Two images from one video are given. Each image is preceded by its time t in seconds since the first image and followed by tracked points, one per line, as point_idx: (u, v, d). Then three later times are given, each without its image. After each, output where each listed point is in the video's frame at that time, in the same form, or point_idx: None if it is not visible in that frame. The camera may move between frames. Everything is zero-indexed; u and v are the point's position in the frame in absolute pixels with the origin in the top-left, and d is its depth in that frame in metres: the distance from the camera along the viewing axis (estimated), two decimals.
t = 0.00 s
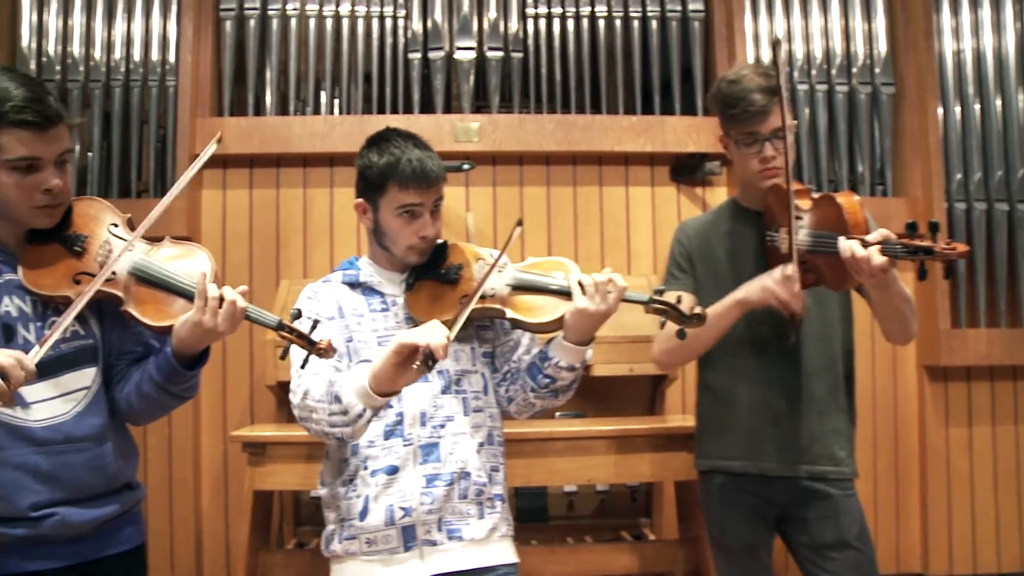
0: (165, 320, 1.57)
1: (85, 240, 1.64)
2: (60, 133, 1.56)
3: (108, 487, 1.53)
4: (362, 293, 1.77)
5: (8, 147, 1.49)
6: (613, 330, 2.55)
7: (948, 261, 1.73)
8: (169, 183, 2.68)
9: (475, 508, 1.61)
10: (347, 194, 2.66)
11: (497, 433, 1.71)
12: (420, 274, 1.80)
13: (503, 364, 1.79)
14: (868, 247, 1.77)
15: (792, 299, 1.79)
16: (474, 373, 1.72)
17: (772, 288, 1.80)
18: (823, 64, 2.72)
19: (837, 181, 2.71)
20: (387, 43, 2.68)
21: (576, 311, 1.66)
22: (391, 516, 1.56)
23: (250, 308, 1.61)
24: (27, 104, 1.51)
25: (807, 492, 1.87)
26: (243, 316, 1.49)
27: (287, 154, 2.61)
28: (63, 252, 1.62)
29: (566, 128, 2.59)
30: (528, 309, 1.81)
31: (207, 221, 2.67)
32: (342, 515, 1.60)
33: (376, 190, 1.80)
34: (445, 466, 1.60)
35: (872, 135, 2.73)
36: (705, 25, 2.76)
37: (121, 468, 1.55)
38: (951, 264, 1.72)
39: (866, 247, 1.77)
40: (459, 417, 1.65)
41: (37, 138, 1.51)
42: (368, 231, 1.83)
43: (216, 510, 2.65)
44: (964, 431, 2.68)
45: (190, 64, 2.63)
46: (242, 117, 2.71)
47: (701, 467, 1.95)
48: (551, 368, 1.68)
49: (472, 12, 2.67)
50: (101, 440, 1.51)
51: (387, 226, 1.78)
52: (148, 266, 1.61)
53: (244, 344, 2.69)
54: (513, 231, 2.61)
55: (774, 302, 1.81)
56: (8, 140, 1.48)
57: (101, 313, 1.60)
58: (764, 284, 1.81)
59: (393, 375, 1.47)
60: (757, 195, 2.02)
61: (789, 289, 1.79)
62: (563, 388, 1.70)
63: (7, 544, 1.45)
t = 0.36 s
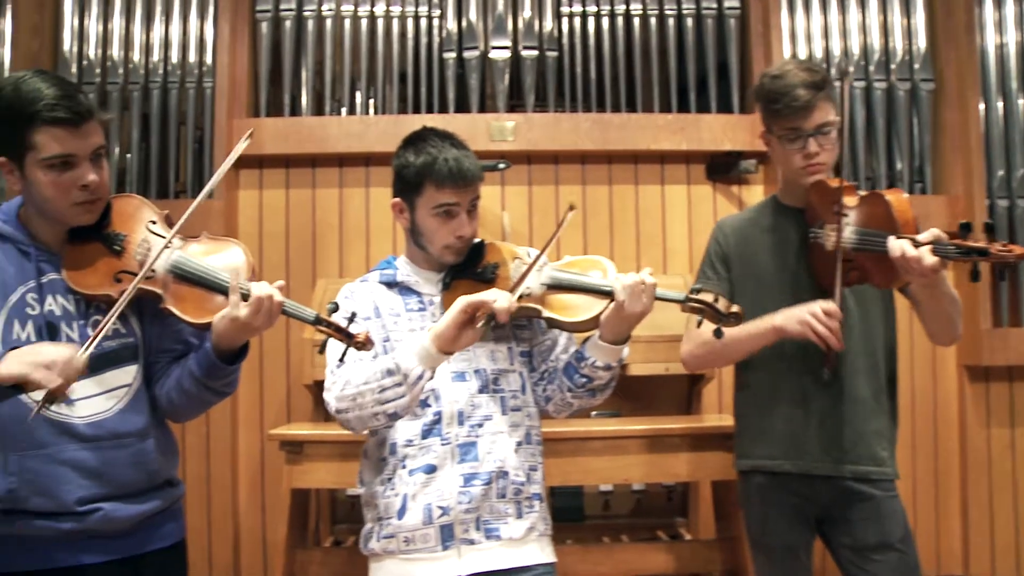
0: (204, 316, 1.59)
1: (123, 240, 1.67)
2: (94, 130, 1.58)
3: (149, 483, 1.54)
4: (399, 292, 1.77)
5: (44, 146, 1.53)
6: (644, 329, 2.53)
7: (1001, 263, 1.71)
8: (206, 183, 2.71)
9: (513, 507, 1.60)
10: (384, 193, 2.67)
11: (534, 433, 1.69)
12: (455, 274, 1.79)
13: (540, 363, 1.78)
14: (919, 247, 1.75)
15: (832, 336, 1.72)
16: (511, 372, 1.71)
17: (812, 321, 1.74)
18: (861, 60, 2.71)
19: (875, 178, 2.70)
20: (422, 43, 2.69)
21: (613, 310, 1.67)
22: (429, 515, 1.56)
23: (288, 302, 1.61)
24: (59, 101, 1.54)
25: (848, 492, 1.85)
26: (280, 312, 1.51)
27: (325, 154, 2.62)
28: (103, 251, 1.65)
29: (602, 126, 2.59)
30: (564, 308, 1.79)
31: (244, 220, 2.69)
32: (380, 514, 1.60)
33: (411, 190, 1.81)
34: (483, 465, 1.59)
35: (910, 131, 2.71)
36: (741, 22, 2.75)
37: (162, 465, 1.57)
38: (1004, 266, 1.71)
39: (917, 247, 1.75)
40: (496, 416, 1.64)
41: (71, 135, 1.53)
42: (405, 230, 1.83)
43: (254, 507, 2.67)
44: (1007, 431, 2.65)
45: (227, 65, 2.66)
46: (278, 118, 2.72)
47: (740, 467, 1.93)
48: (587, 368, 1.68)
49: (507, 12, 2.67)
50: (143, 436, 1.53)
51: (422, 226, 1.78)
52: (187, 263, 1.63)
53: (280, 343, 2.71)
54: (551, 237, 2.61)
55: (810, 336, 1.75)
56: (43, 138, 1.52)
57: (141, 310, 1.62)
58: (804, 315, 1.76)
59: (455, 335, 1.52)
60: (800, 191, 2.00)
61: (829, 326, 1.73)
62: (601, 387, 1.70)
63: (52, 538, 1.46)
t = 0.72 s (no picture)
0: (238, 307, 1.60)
1: (161, 232, 1.68)
2: (131, 125, 1.60)
3: (186, 472, 1.55)
4: (435, 283, 1.77)
5: (83, 142, 1.56)
6: (679, 318, 2.51)
7: None
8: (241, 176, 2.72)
9: (551, 497, 1.59)
10: (418, 184, 2.67)
11: (572, 422, 1.68)
12: (493, 263, 1.78)
13: (578, 352, 1.77)
14: (967, 237, 1.72)
15: (861, 427, 1.72)
16: (547, 362, 1.70)
17: (844, 411, 1.74)
18: (900, 45, 2.67)
19: (914, 165, 2.66)
20: (456, 33, 2.68)
21: (648, 297, 1.64)
22: (466, 505, 1.55)
23: (322, 292, 1.63)
24: (97, 98, 1.57)
25: (888, 484, 1.81)
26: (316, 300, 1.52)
27: (360, 145, 2.63)
28: (141, 244, 1.66)
29: (636, 115, 2.59)
30: (600, 296, 1.78)
31: (279, 212, 2.71)
32: (417, 505, 1.60)
33: (447, 178, 1.80)
34: (521, 455, 1.59)
35: (950, 117, 2.67)
36: (776, 9, 2.73)
37: (199, 455, 1.58)
38: None
39: (965, 237, 1.72)
40: (534, 406, 1.63)
41: (108, 130, 1.56)
42: (441, 220, 1.82)
43: (290, 497, 2.69)
44: None
45: (261, 57, 2.67)
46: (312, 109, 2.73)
47: (779, 459, 1.91)
48: (625, 357, 1.66)
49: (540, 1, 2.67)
50: (179, 426, 1.53)
51: (459, 214, 1.77)
52: (222, 253, 1.63)
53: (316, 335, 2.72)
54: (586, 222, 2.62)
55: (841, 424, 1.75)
56: (82, 134, 1.55)
57: (179, 301, 1.62)
58: (839, 400, 1.75)
59: (486, 326, 1.51)
60: (842, 177, 1.96)
61: (861, 417, 1.72)
62: (639, 375, 1.68)
63: (93, 527, 1.49)
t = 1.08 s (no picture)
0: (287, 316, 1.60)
1: (208, 240, 1.70)
2: (181, 135, 1.62)
3: (233, 479, 1.55)
4: (482, 291, 1.75)
5: (134, 152, 1.57)
6: (729, 326, 2.50)
7: None
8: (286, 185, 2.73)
9: (599, 508, 1.56)
10: (463, 193, 2.68)
11: (620, 432, 1.64)
12: (540, 271, 1.77)
13: (626, 360, 1.72)
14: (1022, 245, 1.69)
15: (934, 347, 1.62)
16: (595, 371, 1.65)
17: (912, 333, 1.63)
18: (949, 49, 2.63)
19: (966, 170, 2.61)
20: (499, 41, 2.70)
21: (696, 305, 1.60)
22: (514, 516, 1.52)
23: (367, 301, 1.63)
24: (148, 108, 1.59)
25: (944, 496, 1.76)
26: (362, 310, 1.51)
27: (404, 153, 2.64)
28: (189, 252, 1.68)
29: (681, 122, 2.58)
30: (648, 304, 1.76)
31: (324, 220, 2.72)
32: (464, 515, 1.57)
33: (492, 186, 1.76)
34: (568, 465, 1.55)
35: (1004, 120, 2.61)
36: (822, 14, 2.70)
37: (247, 462, 1.58)
38: None
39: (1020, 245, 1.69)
40: (581, 415, 1.60)
41: (158, 141, 1.58)
42: (487, 228, 1.80)
43: (333, 504, 2.69)
44: None
45: (306, 68, 2.70)
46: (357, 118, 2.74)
47: (830, 470, 1.85)
48: (673, 365, 1.62)
49: (583, 8, 2.67)
50: (228, 434, 1.54)
51: (504, 223, 1.73)
52: (270, 262, 1.64)
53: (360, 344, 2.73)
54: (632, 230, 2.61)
55: (911, 337, 1.63)
56: (134, 144, 1.57)
57: (226, 309, 1.63)
58: (904, 326, 1.65)
59: (531, 326, 1.48)
60: (890, 186, 1.90)
61: (933, 339, 1.61)
62: (687, 385, 1.64)
63: (142, 532, 1.49)
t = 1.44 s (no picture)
0: (342, 318, 1.57)
1: (263, 244, 1.70)
2: (234, 141, 1.63)
3: (285, 482, 1.55)
4: (532, 294, 1.73)
5: (188, 157, 1.58)
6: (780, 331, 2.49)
7: None
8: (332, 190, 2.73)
9: (651, 514, 1.52)
10: (510, 197, 2.68)
11: (672, 438, 1.61)
12: (590, 273, 1.73)
13: (678, 364, 1.69)
14: None
15: (991, 338, 1.55)
16: (646, 374, 1.62)
17: (970, 322, 1.57)
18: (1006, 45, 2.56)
19: None
20: (545, 44, 2.69)
21: (749, 308, 1.56)
22: (564, 521, 1.50)
23: (424, 303, 1.61)
24: (202, 115, 1.60)
25: (1008, 507, 1.68)
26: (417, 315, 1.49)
27: (451, 157, 2.64)
28: (244, 257, 1.68)
29: (728, 124, 2.55)
30: (701, 306, 1.70)
31: (370, 225, 2.73)
32: (515, 521, 1.56)
33: (545, 186, 1.75)
34: (619, 471, 1.52)
35: None
36: (872, 13, 2.67)
37: (299, 466, 1.58)
38: None
39: None
40: (633, 420, 1.56)
41: (211, 146, 1.59)
42: (538, 230, 1.77)
43: (380, 507, 2.69)
44: None
45: (351, 72, 2.70)
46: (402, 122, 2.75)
47: (887, 478, 1.77)
48: (725, 369, 1.58)
49: (629, 11, 2.66)
50: (280, 438, 1.54)
51: (556, 223, 1.72)
52: (324, 265, 1.62)
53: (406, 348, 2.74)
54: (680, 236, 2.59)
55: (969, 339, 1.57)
56: (187, 150, 1.58)
57: (281, 314, 1.63)
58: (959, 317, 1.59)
59: (596, 311, 1.49)
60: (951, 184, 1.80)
61: (991, 327, 1.56)
62: (739, 390, 1.60)
63: (195, 534, 1.50)
